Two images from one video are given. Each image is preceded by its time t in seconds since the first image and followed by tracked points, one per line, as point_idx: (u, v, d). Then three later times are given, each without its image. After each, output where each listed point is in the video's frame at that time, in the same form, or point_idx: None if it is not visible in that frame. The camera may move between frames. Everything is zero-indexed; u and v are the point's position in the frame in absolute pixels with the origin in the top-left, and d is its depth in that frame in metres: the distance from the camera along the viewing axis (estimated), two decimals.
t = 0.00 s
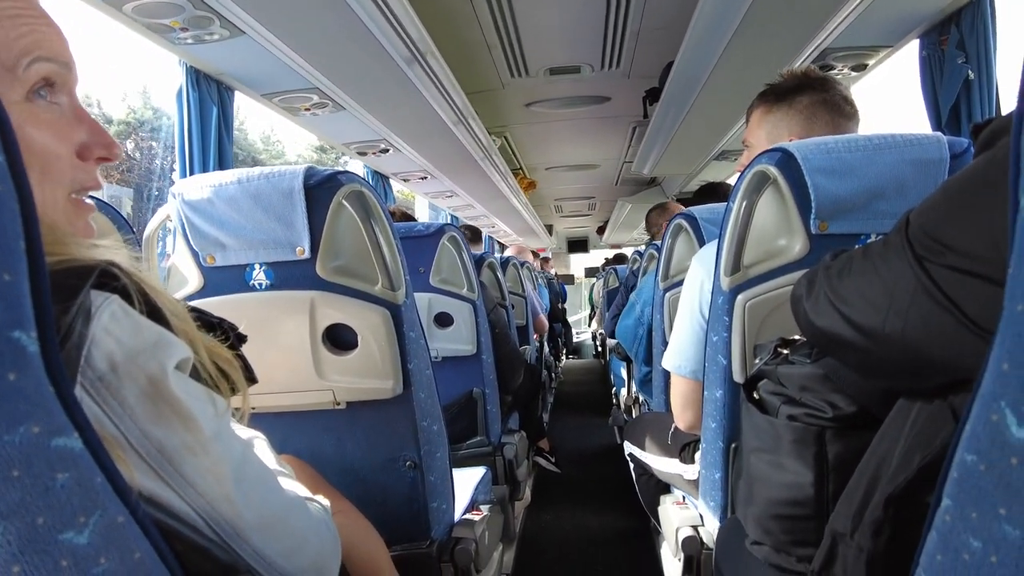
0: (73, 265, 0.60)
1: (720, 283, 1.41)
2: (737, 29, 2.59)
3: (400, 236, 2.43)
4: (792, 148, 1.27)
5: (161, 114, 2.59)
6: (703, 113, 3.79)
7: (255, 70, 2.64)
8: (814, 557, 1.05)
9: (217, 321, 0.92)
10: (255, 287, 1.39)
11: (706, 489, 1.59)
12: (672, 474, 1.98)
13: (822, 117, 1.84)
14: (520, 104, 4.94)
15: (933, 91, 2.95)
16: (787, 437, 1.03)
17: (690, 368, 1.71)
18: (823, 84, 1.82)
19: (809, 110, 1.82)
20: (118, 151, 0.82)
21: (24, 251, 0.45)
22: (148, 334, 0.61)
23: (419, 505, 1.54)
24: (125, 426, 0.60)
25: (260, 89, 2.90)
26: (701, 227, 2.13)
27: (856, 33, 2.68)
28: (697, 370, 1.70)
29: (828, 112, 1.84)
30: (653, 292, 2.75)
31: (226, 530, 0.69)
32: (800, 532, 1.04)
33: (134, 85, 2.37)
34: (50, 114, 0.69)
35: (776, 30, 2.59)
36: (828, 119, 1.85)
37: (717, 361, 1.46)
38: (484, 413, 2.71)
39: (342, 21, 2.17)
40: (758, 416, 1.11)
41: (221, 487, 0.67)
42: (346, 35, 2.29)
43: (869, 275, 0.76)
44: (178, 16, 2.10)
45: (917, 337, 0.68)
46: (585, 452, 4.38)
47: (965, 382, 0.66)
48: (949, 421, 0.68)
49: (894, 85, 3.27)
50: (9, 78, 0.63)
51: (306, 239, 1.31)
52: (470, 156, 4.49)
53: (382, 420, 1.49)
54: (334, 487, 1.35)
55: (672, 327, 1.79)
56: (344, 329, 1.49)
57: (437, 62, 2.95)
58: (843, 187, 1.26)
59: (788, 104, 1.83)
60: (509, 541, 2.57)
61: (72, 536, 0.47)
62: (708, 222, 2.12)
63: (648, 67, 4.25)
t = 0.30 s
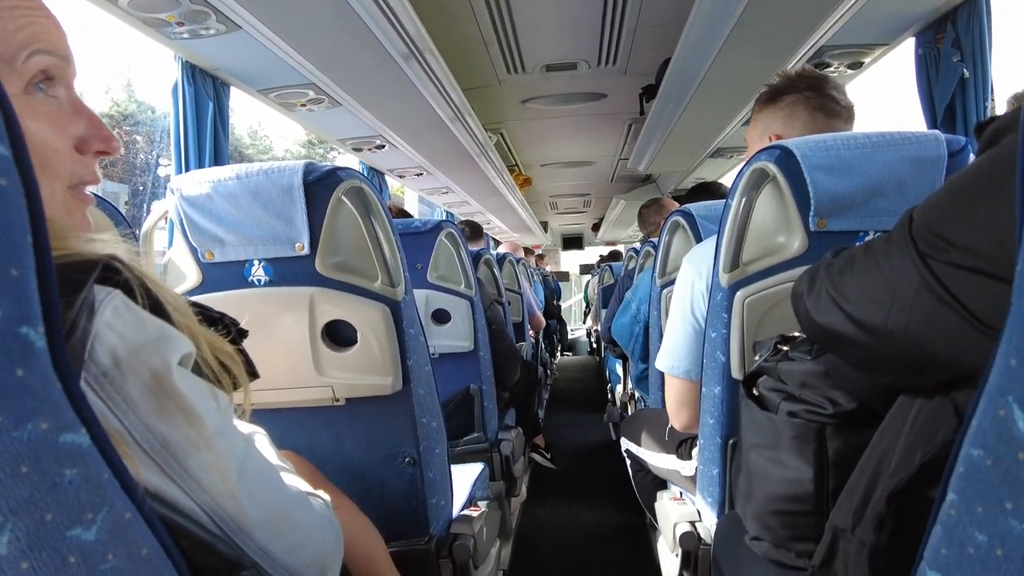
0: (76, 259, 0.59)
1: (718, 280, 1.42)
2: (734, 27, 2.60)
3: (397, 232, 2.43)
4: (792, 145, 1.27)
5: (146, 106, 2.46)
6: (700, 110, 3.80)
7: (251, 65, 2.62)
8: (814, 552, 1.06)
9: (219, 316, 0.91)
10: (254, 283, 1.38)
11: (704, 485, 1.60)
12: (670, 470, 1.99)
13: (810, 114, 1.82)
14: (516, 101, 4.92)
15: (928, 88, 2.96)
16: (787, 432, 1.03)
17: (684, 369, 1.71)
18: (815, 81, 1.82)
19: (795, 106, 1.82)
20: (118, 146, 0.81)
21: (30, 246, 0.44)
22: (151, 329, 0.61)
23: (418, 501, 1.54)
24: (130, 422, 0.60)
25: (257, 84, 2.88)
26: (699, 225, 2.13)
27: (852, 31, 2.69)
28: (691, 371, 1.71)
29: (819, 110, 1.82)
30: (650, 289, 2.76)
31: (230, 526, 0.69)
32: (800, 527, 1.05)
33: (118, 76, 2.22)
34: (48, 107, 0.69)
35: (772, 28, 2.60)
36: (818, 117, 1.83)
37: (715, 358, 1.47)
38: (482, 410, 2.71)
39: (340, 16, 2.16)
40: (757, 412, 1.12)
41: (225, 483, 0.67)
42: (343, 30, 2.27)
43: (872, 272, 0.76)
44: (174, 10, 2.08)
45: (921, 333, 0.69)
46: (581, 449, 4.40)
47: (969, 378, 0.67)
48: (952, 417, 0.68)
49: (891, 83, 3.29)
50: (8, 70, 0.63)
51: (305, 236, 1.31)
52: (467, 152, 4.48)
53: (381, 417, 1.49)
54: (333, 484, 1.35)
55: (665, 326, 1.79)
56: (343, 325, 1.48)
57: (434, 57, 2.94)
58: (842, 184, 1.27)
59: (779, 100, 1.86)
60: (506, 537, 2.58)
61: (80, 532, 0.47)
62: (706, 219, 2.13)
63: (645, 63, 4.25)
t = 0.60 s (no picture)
0: (63, 251, 0.59)
1: (709, 275, 1.43)
2: (728, 24, 2.60)
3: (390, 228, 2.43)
4: (783, 141, 1.28)
5: (131, 101, 2.40)
6: (694, 107, 3.80)
7: (244, 60, 2.61)
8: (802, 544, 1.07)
9: (210, 309, 0.91)
10: (245, 277, 1.38)
11: (695, 479, 1.61)
12: (661, 465, 2.01)
13: (803, 105, 1.81)
14: (511, 97, 4.92)
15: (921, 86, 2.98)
16: (777, 425, 1.04)
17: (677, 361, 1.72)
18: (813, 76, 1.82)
19: (788, 97, 1.84)
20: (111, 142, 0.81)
21: (14, 236, 0.44)
22: (138, 322, 0.61)
23: (409, 495, 1.55)
24: (116, 414, 0.60)
25: (250, 78, 2.87)
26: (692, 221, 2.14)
27: (845, 28, 2.70)
28: (683, 364, 1.72)
29: (813, 102, 1.80)
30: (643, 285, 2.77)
31: (218, 518, 0.69)
32: (789, 519, 1.06)
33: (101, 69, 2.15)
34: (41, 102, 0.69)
35: (766, 25, 2.60)
36: (812, 110, 1.81)
37: (706, 353, 1.48)
38: (475, 405, 2.71)
39: (333, 11, 2.15)
40: (748, 405, 1.13)
41: (213, 476, 0.67)
42: (337, 25, 2.27)
43: (860, 265, 0.77)
44: (166, 3, 2.07)
45: (905, 325, 0.69)
46: (574, 444, 4.41)
47: (952, 370, 0.68)
48: (935, 409, 0.69)
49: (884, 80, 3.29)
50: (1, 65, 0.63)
51: (297, 230, 1.30)
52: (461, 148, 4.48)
53: (373, 411, 1.49)
54: (325, 477, 1.35)
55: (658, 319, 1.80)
56: (334, 319, 1.48)
57: (428, 53, 2.93)
58: (833, 180, 1.28)
59: (778, 95, 1.89)
60: (499, 532, 2.59)
61: (63, 521, 0.47)
62: (698, 215, 2.14)
63: (640, 60, 4.25)
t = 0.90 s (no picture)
0: (73, 249, 0.60)
1: (709, 271, 1.45)
2: (726, 21, 2.61)
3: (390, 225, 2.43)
4: (781, 137, 1.29)
5: (122, 96, 2.31)
6: (692, 103, 3.81)
7: (242, 57, 2.61)
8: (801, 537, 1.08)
9: (216, 310, 0.92)
10: (247, 275, 1.39)
11: (695, 474, 1.62)
12: (661, 460, 2.02)
13: (814, 101, 1.84)
14: (509, 93, 4.92)
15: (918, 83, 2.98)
16: (776, 420, 1.05)
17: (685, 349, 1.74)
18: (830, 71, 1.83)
19: (804, 93, 1.86)
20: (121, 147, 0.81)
21: (26, 235, 0.45)
22: (146, 319, 0.62)
23: (411, 490, 1.56)
24: (125, 411, 0.60)
25: (248, 76, 2.86)
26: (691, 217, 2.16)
27: (844, 24, 2.71)
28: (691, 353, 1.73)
29: (829, 97, 1.82)
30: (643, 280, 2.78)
31: (224, 514, 0.69)
32: (788, 513, 1.08)
33: (90, 62, 2.06)
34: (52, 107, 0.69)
35: (764, 22, 2.61)
36: (828, 105, 1.83)
37: (706, 348, 1.49)
38: (475, 401, 2.72)
39: (332, 8, 2.15)
40: (747, 401, 1.14)
41: (220, 474, 0.68)
42: (336, 22, 2.26)
43: (857, 261, 0.78)
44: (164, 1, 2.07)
45: (902, 320, 0.70)
46: (573, 440, 4.43)
47: (948, 364, 0.69)
48: (933, 403, 0.71)
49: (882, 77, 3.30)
50: (13, 72, 0.62)
51: (298, 228, 1.31)
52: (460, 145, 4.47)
53: (374, 407, 1.50)
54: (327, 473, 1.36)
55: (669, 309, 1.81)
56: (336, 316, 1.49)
57: (427, 50, 2.93)
58: (832, 177, 1.29)
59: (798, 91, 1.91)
60: (499, 527, 2.60)
61: (78, 516, 0.48)
62: (697, 212, 2.16)
63: (638, 56, 4.25)
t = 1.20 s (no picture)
0: (76, 244, 0.61)
1: (711, 266, 1.45)
2: (727, 15, 2.60)
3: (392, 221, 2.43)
4: (784, 132, 1.29)
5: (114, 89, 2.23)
6: (693, 98, 3.79)
7: (242, 53, 2.60)
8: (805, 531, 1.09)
9: (223, 303, 0.93)
10: (249, 271, 1.39)
11: (697, 469, 1.62)
12: (663, 455, 2.02)
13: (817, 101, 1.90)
14: (510, 89, 4.90)
15: (920, 77, 2.96)
16: (778, 414, 1.05)
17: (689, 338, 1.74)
18: (833, 71, 1.89)
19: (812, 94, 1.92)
20: (121, 149, 0.79)
21: (30, 231, 0.45)
22: (149, 317, 0.61)
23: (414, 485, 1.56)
24: (127, 411, 0.59)
25: (249, 72, 2.86)
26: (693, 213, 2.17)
27: (847, 18, 2.69)
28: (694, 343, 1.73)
29: (832, 93, 1.86)
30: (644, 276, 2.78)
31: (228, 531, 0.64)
32: (791, 506, 1.08)
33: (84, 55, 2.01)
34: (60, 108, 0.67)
35: (765, 16, 2.60)
36: (832, 100, 1.86)
37: (708, 343, 1.49)
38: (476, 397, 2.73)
39: (332, 4, 2.14)
40: (750, 395, 1.13)
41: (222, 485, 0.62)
42: (335, 18, 2.25)
43: (861, 254, 0.78)
44: None
45: (907, 313, 0.70)
46: (575, 435, 4.44)
47: (952, 356, 0.69)
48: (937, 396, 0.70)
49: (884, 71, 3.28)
50: (24, 72, 0.61)
51: (300, 223, 1.31)
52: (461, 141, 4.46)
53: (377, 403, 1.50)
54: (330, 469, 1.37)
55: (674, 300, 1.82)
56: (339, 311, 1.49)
57: (427, 45, 2.92)
58: (835, 171, 1.28)
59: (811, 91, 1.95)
60: (502, 522, 2.61)
61: (83, 510, 0.48)
62: (699, 207, 2.16)
63: (639, 51, 4.24)
